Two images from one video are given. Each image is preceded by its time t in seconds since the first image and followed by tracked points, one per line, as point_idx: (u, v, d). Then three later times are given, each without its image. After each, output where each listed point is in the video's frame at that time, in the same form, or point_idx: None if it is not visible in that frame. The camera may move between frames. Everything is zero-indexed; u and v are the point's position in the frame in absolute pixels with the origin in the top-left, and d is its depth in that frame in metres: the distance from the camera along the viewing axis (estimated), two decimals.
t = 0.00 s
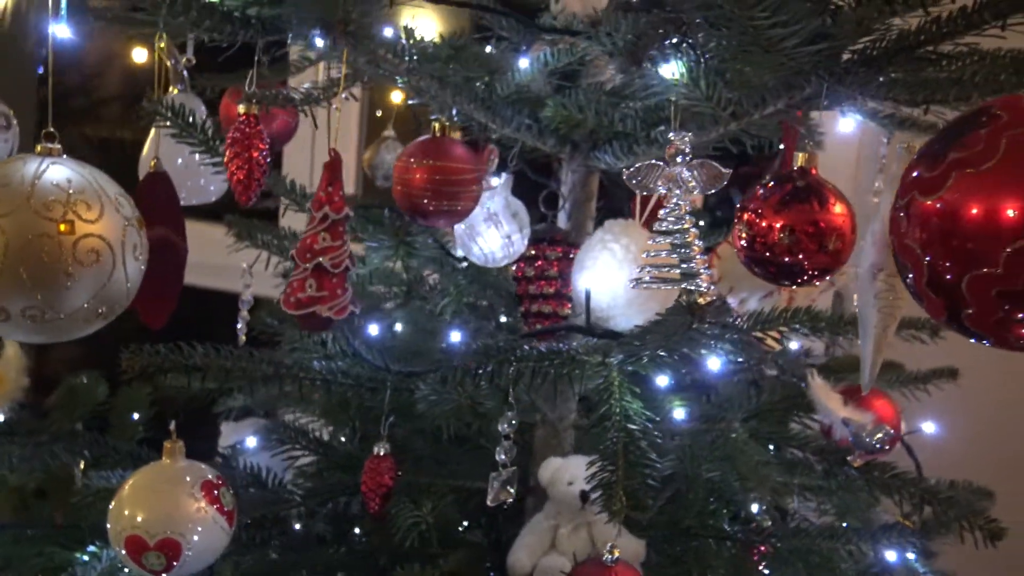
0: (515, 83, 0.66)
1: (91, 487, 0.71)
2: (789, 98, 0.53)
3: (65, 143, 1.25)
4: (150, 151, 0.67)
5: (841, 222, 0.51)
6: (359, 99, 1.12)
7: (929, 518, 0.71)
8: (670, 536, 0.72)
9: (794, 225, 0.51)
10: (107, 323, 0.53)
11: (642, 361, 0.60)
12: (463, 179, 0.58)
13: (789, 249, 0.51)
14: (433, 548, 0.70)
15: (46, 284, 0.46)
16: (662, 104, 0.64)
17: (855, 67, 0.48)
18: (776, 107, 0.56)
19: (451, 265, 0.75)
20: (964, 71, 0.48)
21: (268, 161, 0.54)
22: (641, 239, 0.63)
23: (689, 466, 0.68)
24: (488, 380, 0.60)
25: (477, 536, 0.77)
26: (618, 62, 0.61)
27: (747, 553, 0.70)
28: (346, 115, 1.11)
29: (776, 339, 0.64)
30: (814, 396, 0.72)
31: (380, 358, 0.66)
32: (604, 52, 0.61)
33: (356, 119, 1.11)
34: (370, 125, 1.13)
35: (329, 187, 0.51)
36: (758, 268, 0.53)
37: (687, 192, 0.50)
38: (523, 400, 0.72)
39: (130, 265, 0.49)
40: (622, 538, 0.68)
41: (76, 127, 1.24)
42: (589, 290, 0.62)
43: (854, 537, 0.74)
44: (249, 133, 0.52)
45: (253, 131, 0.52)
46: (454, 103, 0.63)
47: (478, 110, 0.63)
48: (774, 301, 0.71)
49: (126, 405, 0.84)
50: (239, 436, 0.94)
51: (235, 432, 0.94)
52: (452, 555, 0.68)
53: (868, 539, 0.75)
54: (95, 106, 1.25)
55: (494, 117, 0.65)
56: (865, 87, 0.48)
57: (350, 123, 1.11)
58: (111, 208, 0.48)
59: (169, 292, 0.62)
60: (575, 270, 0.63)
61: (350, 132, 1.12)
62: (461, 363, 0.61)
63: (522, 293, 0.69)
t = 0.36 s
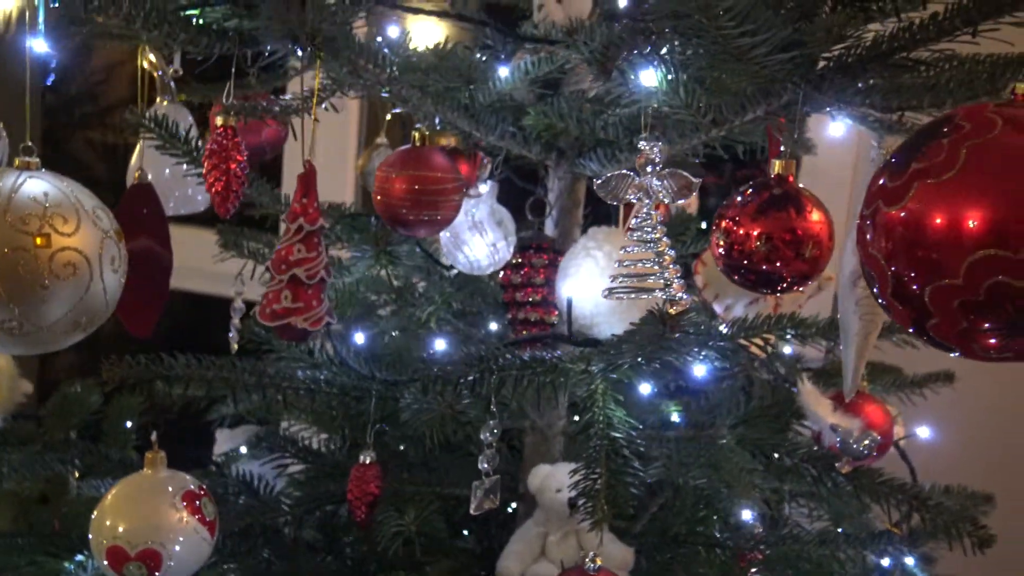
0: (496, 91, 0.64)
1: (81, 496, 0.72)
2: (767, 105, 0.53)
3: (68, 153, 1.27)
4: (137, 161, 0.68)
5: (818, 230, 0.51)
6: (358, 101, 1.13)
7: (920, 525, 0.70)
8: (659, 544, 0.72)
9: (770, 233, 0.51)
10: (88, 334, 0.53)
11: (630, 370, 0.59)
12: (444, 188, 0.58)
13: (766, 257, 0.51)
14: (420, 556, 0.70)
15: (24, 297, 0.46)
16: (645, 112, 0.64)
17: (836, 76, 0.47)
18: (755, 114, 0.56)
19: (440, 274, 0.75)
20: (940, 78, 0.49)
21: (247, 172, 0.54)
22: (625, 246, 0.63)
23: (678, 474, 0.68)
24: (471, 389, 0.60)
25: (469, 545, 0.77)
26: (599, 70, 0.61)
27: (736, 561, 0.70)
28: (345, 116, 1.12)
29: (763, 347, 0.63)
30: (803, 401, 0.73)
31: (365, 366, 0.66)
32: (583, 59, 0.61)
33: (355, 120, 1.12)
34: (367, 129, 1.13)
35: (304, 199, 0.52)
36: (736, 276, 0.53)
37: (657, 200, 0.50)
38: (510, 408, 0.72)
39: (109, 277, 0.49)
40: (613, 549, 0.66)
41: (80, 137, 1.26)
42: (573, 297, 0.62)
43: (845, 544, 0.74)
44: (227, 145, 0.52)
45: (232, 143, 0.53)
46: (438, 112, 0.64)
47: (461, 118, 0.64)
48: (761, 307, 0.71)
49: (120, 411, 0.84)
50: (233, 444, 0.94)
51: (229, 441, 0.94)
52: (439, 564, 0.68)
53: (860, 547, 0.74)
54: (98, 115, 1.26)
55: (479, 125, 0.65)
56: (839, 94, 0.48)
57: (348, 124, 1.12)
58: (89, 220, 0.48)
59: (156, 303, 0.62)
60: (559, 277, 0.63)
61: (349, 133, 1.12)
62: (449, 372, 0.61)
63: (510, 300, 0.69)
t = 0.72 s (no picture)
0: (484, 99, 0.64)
1: (74, 504, 0.72)
2: (752, 110, 0.52)
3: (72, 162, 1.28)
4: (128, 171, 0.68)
5: (801, 236, 0.51)
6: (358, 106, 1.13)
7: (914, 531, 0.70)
8: (652, 551, 0.71)
9: (754, 239, 0.50)
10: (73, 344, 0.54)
11: (617, 378, 0.59)
12: (429, 196, 0.58)
13: (750, 263, 0.51)
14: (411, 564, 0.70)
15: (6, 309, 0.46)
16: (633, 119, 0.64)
17: (819, 81, 0.47)
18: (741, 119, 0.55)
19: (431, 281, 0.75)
20: (924, 83, 0.49)
21: (231, 182, 0.54)
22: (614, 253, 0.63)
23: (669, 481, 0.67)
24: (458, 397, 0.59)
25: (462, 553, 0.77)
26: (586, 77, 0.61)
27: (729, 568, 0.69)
28: (346, 122, 1.13)
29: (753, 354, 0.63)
30: (795, 407, 0.73)
31: (355, 374, 0.66)
32: (569, 66, 0.60)
33: (354, 126, 1.12)
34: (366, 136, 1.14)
35: (286, 209, 0.53)
36: (719, 282, 0.53)
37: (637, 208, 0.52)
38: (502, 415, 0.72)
39: (92, 288, 0.50)
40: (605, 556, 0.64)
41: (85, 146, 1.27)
42: (562, 304, 0.62)
43: (840, 551, 0.73)
44: (211, 155, 0.53)
45: (216, 153, 0.53)
46: (425, 120, 0.63)
47: (449, 125, 0.64)
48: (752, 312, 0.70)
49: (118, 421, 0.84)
50: (230, 451, 0.94)
51: (226, 448, 0.94)
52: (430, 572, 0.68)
53: (857, 554, 0.74)
54: (101, 124, 1.27)
55: (467, 132, 0.65)
56: (822, 100, 0.48)
57: (349, 130, 1.12)
58: (72, 232, 0.49)
59: (145, 313, 0.63)
60: (547, 284, 0.63)
61: (350, 138, 1.13)
62: (438, 380, 0.61)
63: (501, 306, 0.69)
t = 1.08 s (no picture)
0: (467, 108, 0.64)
1: (65, 514, 0.72)
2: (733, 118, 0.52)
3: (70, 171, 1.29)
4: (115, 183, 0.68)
5: (781, 243, 0.51)
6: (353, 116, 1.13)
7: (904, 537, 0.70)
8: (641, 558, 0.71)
9: (732, 247, 0.50)
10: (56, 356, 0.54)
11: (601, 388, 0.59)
12: (411, 206, 0.58)
13: (729, 271, 0.51)
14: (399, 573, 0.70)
15: None
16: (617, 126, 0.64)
17: (798, 89, 0.46)
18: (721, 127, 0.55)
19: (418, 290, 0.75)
20: (903, 89, 0.49)
21: (212, 194, 0.54)
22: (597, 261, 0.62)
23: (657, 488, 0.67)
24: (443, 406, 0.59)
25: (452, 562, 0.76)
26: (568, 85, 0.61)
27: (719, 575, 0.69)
28: (341, 129, 1.13)
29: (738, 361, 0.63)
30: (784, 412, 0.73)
31: (341, 383, 0.66)
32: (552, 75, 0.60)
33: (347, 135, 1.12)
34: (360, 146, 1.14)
35: (264, 221, 0.53)
36: (699, 290, 0.53)
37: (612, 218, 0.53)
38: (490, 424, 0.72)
39: (73, 301, 0.50)
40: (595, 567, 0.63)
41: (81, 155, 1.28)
42: (546, 313, 0.62)
43: (830, 558, 0.73)
44: (191, 167, 0.53)
45: (196, 165, 0.53)
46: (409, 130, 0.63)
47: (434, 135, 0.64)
48: (739, 319, 0.71)
49: (108, 430, 0.84)
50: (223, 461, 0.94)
51: (219, 457, 0.94)
52: None
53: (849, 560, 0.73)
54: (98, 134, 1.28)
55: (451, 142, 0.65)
56: (800, 107, 0.48)
57: (344, 137, 1.12)
58: (52, 245, 0.49)
59: (130, 324, 0.63)
60: (531, 293, 0.63)
61: (344, 147, 1.13)
62: (422, 390, 0.60)
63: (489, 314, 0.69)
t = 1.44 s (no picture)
0: (452, 119, 0.64)
1: (54, 525, 0.72)
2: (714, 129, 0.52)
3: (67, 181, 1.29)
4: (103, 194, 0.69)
5: (762, 254, 0.51)
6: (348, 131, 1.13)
7: (893, 548, 0.69)
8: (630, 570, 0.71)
9: (714, 258, 0.50)
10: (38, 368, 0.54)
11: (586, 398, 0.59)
12: (396, 218, 0.58)
13: (711, 282, 0.51)
14: None
15: None
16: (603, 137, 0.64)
17: (778, 99, 0.47)
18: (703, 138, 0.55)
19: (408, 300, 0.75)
20: (884, 100, 0.49)
21: (193, 207, 0.54)
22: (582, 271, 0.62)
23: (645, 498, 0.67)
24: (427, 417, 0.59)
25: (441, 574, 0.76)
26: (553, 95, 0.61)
27: None
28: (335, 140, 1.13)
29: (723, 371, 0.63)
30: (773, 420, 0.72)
31: (327, 393, 0.66)
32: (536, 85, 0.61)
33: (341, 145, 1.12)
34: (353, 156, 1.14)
35: (245, 233, 0.53)
36: (681, 300, 0.53)
37: (589, 230, 0.52)
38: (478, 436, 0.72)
39: (54, 313, 0.50)
40: None
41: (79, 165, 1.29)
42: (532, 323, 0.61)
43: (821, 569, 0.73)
44: (173, 180, 0.53)
45: (178, 178, 0.53)
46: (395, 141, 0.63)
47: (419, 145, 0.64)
48: (727, 329, 0.71)
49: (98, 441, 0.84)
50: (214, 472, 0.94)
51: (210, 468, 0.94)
52: None
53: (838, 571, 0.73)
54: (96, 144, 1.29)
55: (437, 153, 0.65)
56: (779, 118, 0.48)
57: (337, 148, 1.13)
58: (33, 258, 0.49)
59: (116, 336, 0.63)
60: (517, 303, 0.63)
61: (337, 157, 1.13)
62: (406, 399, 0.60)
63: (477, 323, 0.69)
